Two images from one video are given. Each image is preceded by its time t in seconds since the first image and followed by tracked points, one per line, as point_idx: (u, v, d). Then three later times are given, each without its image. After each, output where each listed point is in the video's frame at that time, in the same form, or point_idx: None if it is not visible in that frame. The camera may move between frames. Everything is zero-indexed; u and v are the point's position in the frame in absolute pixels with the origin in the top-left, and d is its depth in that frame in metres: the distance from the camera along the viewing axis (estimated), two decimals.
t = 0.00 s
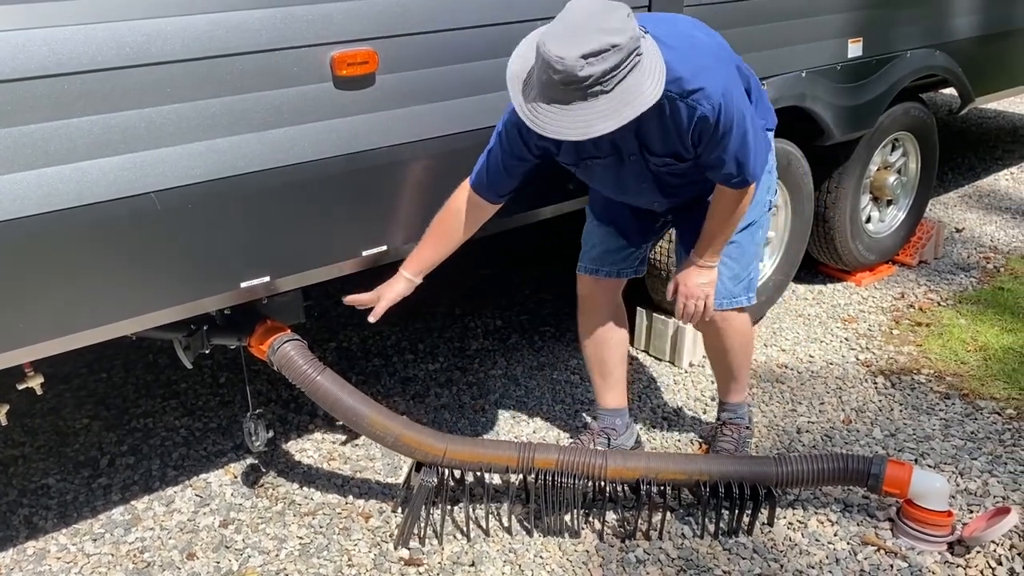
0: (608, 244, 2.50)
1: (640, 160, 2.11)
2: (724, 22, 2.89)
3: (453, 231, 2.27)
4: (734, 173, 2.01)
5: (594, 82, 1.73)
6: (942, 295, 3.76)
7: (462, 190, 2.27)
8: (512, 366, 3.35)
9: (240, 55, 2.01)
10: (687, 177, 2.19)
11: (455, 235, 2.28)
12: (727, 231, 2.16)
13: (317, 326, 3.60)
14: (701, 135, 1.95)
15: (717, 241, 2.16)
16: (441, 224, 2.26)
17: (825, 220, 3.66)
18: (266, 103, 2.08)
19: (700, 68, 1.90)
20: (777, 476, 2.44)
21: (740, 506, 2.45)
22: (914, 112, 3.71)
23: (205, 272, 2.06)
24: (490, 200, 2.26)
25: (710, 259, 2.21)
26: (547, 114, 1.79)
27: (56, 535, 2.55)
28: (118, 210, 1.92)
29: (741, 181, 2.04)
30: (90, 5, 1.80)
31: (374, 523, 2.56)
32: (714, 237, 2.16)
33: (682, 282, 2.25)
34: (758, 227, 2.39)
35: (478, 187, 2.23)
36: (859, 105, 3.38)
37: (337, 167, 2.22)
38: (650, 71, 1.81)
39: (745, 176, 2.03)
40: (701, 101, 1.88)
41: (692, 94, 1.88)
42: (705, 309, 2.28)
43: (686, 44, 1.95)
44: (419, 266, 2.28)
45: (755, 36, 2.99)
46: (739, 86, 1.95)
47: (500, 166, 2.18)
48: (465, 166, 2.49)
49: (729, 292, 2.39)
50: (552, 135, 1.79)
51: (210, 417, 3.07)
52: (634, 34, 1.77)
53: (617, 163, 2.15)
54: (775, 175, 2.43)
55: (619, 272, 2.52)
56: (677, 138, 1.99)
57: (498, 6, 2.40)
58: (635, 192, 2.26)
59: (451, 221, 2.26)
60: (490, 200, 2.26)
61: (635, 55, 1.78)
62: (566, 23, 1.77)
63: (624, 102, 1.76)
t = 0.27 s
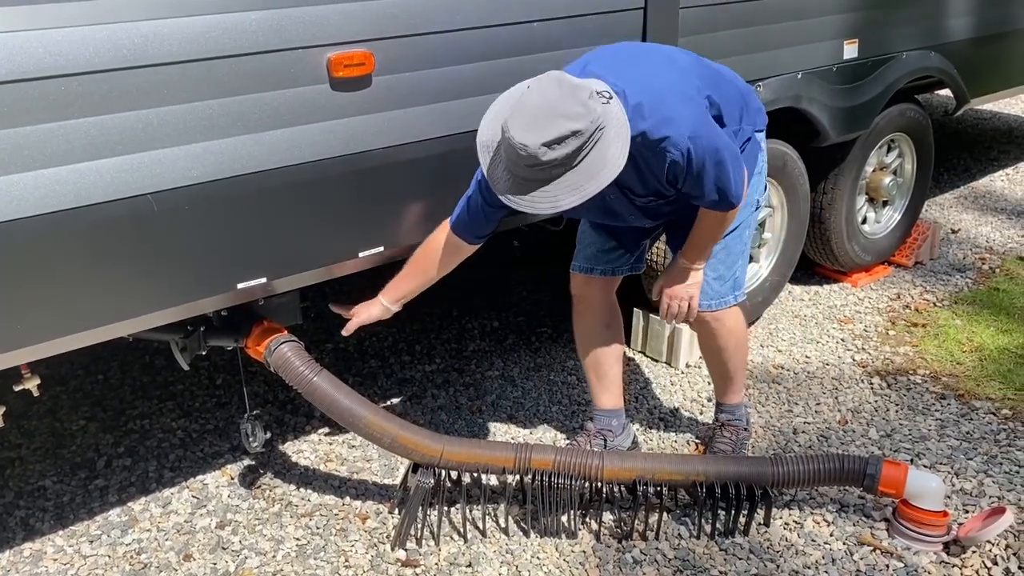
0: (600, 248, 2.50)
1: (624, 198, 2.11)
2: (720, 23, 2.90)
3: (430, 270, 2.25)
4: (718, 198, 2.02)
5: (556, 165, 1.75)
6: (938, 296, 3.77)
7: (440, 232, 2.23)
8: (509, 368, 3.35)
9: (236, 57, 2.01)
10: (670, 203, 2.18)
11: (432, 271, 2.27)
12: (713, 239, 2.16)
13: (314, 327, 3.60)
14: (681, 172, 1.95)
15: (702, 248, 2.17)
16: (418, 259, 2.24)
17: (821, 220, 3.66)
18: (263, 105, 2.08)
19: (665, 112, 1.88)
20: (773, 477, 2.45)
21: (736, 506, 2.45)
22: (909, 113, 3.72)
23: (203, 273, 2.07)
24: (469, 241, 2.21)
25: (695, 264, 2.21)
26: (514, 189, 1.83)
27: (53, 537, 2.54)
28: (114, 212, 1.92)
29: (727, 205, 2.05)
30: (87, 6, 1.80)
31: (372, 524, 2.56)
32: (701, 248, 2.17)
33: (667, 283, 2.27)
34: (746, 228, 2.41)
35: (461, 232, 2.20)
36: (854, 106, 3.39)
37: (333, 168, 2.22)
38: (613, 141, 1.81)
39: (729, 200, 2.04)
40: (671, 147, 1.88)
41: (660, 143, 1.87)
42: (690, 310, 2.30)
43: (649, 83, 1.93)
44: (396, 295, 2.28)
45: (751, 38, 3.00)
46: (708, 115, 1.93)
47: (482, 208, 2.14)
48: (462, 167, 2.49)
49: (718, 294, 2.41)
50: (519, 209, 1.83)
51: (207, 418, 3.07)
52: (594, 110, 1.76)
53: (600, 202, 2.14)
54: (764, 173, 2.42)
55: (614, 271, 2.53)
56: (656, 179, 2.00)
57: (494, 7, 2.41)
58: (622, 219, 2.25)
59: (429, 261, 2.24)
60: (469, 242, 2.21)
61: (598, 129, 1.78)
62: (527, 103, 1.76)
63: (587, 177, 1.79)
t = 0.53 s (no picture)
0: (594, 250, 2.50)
1: (612, 221, 2.13)
2: (716, 25, 2.91)
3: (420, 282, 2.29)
4: (707, 217, 2.03)
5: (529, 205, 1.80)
6: (934, 297, 3.78)
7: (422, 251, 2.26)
8: (506, 369, 3.35)
9: (234, 59, 2.01)
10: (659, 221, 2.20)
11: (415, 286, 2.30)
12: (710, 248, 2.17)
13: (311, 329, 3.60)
14: (662, 200, 1.96)
15: (699, 256, 2.18)
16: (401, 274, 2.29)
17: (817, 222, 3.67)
18: (260, 107, 2.08)
19: (641, 141, 1.89)
20: (770, 478, 2.46)
21: (733, 507, 2.46)
22: (905, 115, 3.73)
23: (199, 277, 2.08)
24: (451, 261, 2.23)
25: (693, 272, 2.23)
26: (495, 225, 1.89)
27: (50, 539, 2.54)
28: (111, 215, 1.92)
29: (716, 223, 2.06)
30: (84, 9, 1.81)
31: (369, 525, 2.57)
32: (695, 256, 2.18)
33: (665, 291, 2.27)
34: (741, 233, 2.41)
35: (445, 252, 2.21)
36: (850, 108, 3.40)
37: (330, 170, 2.23)
38: (588, 176, 1.84)
39: (718, 218, 2.04)
40: (648, 176, 1.90)
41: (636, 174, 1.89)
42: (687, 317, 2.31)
43: (623, 113, 1.94)
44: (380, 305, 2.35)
45: (747, 40, 3.01)
46: (687, 138, 1.94)
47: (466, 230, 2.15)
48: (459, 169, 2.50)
49: (713, 298, 2.42)
50: (499, 243, 1.89)
51: (204, 420, 3.07)
52: (566, 150, 1.79)
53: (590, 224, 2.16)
54: (758, 176, 2.43)
55: (610, 271, 2.54)
56: (641, 205, 2.02)
57: (491, 10, 2.41)
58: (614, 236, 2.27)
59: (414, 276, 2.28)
60: (451, 261, 2.23)
61: (571, 167, 1.81)
62: (501, 144, 1.81)
63: (563, 214, 1.83)
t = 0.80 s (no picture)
0: (590, 252, 2.50)
1: (602, 227, 2.14)
2: (714, 28, 2.92)
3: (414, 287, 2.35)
4: (695, 224, 2.02)
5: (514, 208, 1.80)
6: (931, 299, 3.79)
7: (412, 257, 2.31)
8: (505, 371, 3.36)
9: (234, 62, 2.02)
10: (648, 228, 2.20)
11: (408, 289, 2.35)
12: (700, 254, 2.18)
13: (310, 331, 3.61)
14: (647, 207, 1.96)
15: (689, 262, 2.19)
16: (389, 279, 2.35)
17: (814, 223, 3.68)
18: (260, 110, 2.09)
19: (625, 149, 1.90)
20: (768, 479, 2.47)
21: (731, 508, 2.46)
22: (902, 117, 3.75)
23: (199, 279, 2.08)
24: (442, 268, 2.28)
25: (684, 279, 2.23)
26: (479, 230, 1.88)
27: (50, 541, 2.55)
28: (112, 217, 1.93)
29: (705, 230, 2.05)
30: (85, 13, 1.81)
31: (369, 527, 2.57)
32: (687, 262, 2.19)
33: (658, 297, 2.28)
34: (735, 238, 2.42)
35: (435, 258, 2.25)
36: (847, 110, 3.41)
37: (330, 173, 2.23)
38: (573, 181, 1.85)
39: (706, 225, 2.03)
40: (633, 183, 1.90)
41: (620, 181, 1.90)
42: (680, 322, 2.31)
43: (608, 122, 1.95)
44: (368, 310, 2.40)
45: (745, 42, 3.02)
46: (672, 146, 1.93)
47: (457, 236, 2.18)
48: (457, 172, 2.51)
49: (706, 303, 2.43)
50: (483, 247, 1.88)
51: (203, 422, 3.08)
52: (550, 154, 1.80)
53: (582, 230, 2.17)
54: (752, 181, 2.43)
55: (603, 274, 2.53)
56: (628, 212, 2.02)
57: (490, 12, 2.42)
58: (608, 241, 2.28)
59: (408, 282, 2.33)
60: (442, 267, 2.28)
61: (556, 171, 1.82)
62: (485, 148, 1.81)
63: (547, 218, 1.84)
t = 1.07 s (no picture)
0: (588, 255, 2.50)
1: (602, 228, 2.14)
2: (713, 31, 2.93)
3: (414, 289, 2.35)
4: (694, 227, 2.03)
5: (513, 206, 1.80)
6: (929, 301, 3.80)
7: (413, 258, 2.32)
8: (504, 373, 3.36)
9: (234, 66, 2.02)
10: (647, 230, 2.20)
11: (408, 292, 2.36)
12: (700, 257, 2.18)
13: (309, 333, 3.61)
14: (647, 209, 1.97)
15: (689, 265, 2.20)
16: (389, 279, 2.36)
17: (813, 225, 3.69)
18: (260, 113, 2.09)
19: (625, 151, 1.90)
20: (767, 481, 2.47)
21: (730, 510, 2.47)
22: (900, 120, 3.76)
23: (200, 282, 2.09)
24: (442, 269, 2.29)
25: (684, 282, 2.24)
26: (477, 228, 1.88)
27: (49, 543, 2.55)
28: (113, 220, 1.93)
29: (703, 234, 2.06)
30: (86, 17, 1.82)
31: (368, 529, 2.57)
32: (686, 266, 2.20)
33: (658, 300, 2.28)
34: (734, 242, 2.42)
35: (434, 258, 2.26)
36: (845, 113, 3.42)
37: (330, 176, 2.24)
38: (572, 180, 1.85)
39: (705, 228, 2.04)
40: (632, 185, 1.90)
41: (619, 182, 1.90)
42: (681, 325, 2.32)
43: (608, 124, 1.96)
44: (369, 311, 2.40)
45: (743, 46, 3.03)
46: (671, 149, 1.94)
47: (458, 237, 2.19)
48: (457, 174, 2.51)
49: (704, 306, 2.43)
50: (482, 246, 1.88)
51: (203, 425, 3.08)
52: (550, 154, 1.81)
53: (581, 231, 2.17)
54: (751, 185, 2.44)
55: (602, 277, 2.54)
56: (627, 214, 2.03)
57: (489, 16, 2.43)
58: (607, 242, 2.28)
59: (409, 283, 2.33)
60: (443, 269, 2.29)
61: (556, 170, 1.82)
62: (485, 147, 1.82)
63: (546, 217, 1.85)
